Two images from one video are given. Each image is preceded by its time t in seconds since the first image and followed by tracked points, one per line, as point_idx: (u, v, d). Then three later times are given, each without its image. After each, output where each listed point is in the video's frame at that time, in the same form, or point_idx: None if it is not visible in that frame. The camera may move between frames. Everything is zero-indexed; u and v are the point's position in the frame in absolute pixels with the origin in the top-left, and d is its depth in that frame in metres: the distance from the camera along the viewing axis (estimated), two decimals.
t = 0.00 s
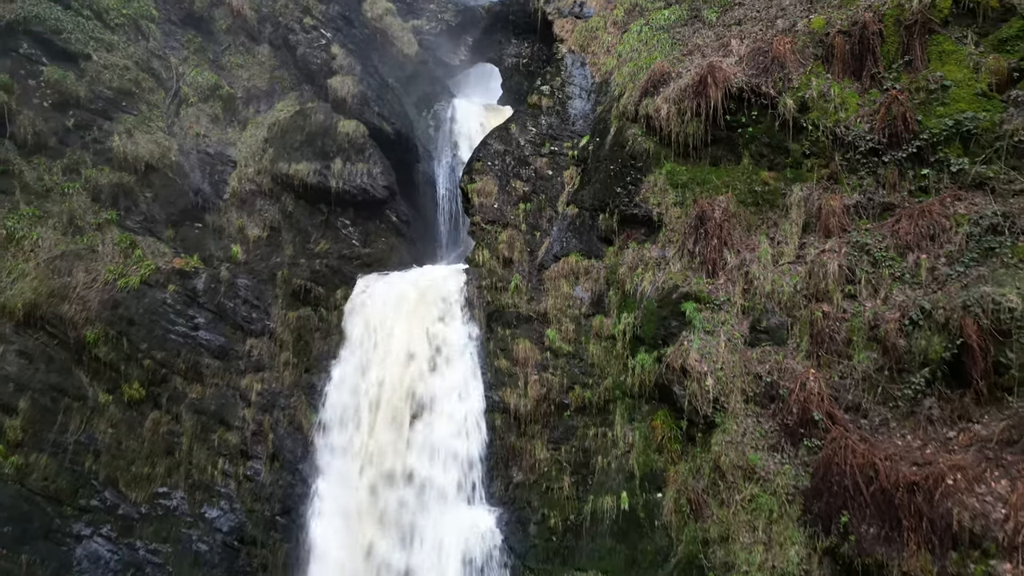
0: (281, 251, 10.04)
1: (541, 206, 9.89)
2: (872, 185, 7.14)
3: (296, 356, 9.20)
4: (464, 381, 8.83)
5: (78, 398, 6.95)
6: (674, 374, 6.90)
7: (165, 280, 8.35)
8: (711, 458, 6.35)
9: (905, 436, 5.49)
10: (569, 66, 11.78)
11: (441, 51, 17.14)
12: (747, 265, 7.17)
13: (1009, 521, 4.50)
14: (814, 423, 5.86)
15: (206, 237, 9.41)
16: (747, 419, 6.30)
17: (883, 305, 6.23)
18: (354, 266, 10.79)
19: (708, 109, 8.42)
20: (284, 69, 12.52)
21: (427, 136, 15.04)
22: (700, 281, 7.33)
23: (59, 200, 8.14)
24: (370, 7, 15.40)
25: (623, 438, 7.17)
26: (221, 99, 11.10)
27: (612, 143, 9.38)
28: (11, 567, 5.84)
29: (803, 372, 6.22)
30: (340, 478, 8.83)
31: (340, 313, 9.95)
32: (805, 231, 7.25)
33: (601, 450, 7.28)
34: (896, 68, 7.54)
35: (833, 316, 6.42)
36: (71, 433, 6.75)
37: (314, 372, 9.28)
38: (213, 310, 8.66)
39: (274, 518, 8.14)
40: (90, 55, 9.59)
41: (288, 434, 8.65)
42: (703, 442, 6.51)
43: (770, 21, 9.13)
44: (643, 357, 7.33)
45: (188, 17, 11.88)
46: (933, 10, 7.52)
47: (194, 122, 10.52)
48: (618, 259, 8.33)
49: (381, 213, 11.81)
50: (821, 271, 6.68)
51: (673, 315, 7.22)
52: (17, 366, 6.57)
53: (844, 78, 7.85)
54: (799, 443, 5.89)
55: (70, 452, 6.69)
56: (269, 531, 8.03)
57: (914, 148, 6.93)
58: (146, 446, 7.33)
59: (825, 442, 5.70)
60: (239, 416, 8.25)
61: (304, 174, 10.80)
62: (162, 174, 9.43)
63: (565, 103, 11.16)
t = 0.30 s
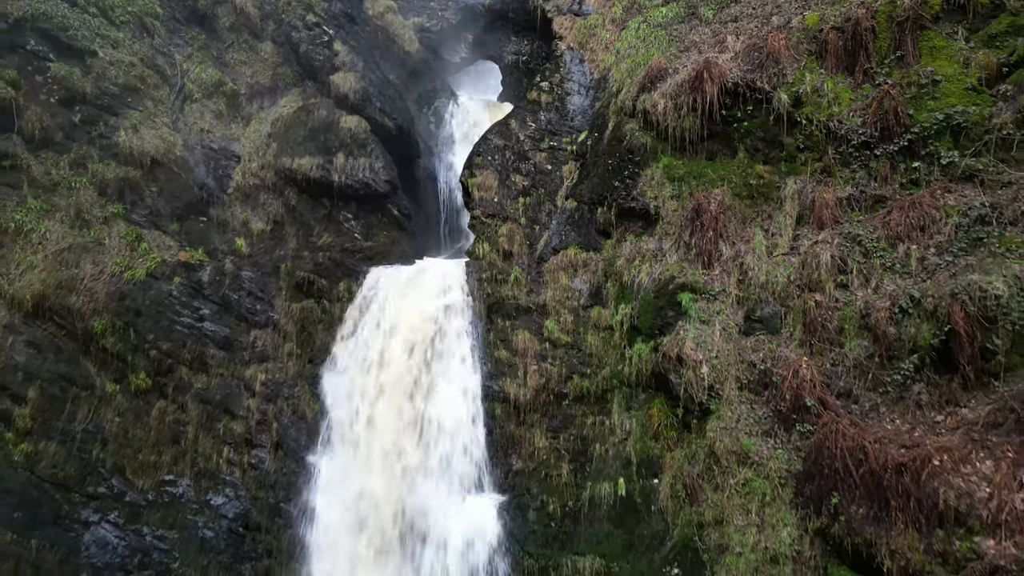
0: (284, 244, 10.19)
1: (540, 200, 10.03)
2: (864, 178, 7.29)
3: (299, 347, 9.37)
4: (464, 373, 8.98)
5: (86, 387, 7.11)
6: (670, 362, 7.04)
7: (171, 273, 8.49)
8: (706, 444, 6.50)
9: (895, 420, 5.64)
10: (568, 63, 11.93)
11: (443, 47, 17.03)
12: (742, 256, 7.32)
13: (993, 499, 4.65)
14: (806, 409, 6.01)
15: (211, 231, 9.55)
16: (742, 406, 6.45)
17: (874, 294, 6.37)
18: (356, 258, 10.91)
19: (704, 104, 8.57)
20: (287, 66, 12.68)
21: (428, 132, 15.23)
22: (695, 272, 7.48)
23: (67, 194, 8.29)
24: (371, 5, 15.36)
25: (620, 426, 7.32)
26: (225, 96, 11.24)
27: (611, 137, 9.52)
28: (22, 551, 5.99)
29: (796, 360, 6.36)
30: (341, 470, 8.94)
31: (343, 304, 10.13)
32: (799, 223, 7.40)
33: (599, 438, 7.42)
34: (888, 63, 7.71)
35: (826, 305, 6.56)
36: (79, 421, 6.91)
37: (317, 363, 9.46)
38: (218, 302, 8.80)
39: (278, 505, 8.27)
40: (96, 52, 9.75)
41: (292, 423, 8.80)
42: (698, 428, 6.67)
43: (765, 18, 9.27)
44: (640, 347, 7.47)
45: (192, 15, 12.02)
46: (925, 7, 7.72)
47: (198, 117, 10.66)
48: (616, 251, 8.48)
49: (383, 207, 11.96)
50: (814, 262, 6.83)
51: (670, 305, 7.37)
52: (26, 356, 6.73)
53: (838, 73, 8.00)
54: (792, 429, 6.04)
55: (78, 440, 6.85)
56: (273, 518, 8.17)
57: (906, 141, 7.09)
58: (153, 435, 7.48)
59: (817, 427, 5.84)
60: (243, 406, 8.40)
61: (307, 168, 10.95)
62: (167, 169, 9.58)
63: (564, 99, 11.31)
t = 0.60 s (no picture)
0: (287, 237, 10.33)
1: (539, 193, 10.20)
2: (858, 170, 7.44)
3: (303, 337, 9.50)
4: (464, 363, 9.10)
5: (94, 376, 7.26)
6: (667, 351, 7.19)
7: (176, 265, 8.63)
8: (702, 429, 6.65)
9: (885, 405, 5.79)
10: (568, 59, 12.08)
11: (444, 46, 17.17)
12: (737, 247, 7.47)
13: (979, 478, 4.79)
14: (799, 395, 6.15)
15: (215, 224, 9.69)
16: (737, 392, 6.60)
17: (866, 283, 6.51)
18: (359, 251, 11.04)
19: (701, 98, 8.72)
20: (290, 62, 12.84)
21: (428, 128, 15.34)
22: (692, 263, 7.61)
23: (73, 187, 8.44)
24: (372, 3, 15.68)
25: (618, 414, 7.45)
26: (228, 92, 11.39)
27: (609, 131, 9.66)
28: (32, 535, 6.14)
29: (790, 347, 6.50)
30: (342, 459, 9.04)
31: (346, 295, 10.28)
32: (793, 214, 7.54)
33: (597, 426, 7.56)
34: (881, 58, 7.88)
35: (819, 294, 6.70)
36: (87, 410, 7.06)
37: (321, 354, 9.59)
38: (223, 294, 8.94)
39: (282, 491, 8.41)
40: (102, 48, 9.87)
41: (296, 412, 8.94)
42: (695, 414, 6.81)
43: (761, 14, 9.41)
44: (638, 337, 7.61)
45: (196, 12, 12.16)
46: (916, 3, 7.90)
47: (202, 113, 10.81)
48: (614, 243, 8.62)
49: (384, 201, 12.07)
50: (808, 252, 6.97)
51: (667, 295, 7.51)
52: (35, 346, 6.87)
53: (831, 68, 8.18)
54: (785, 414, 6.19)
55: (86, 428, 7.00)
56: (277, 504, 8.32)
57: (898, 134, 7.24)
58: (159, 423, 7.62)
59: (809, 412, 5.99)
60: (248, 395, 8.55)
61: (310, 162, 11.08)
62: (172, 163, 9.72)
63: (563, 95, 11.45)
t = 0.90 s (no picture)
0: (291, 230, 10.46)
1: (539, 187, 10.32)
2: (852, 163, 7.58)
3: (307, 328, 9.62)
4: (468, 353, 9.27)
5: (101, 365, 7.42)
6: (665, 340, 7.33)
7: (182, 257, 8.79)
8: (699, 416, 6.78)
9: (877, 390, 5.94)
10: (568, 55, 12.23)
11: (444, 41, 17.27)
12: (734, 238, 7.60)
13: (967, 459, 4.96)
14: (794, 381, 6.28)
15: (220, 217, 9.82)
16: (733, 379, 6.73)
17: (860, 272, 6.65)
18: (362, 243, 11.19)
19: (699, 92, 8.86)
20: (294, 58, 12.98)
21: (430, 123, 15.48)
22: (690, 254, 7.76)
23: (80, 181, 8.60)
24: None
25: (617, 402, 7.59)
26: (233, 87, 11.52)
27: (608, 126, 9.80)
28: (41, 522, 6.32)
29: (785, 335, 6.64)
30: (345, 448, 9.09)
31: (349, 287, 10.37)
32: (789, 206, 7.69)
33: (597, 414, 7.70)
34: (875, 52, 8.03)
35: (814, 284, 6.84)
36: (95, 399, 7.23)
37: (324, 344, 9.68)
38: (228, 285, 9.08)
39: (287, 479, 8.54)
40: (108, 43, 10.02)
41: (300, 401, 9.06)
42: (692, 401, 6.94)
43: (758, 10, 9.56)
44: (637, 327, 7.75)
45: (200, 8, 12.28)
46: None
47: (207, 108, 10.93)
48: (613, 236, 8.77)
49: (387, 194, 12.24)
50: (803, 242, 7.11)
51: (665, 285, 7.65)
52: (44, 336, 7.06)
53: (827, 63, 8.31)
54: (781, 400, 6.32)
55: (94, 416, 7.15)
56: (282, 492, 8.44)
57: (892, 127, 7.39)
58: (166, 412, 7.77)
59: (804, 398, 6.12)
60: (253, 385, 8.69)
61: (314, 157, 11.24)
62: (177, 157, 9.87)
63: (563, 90, 11.58)
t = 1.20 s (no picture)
0: (296, 224, 10.59)
1: (540, 181, 10.46)
2: (848, 156, 7.73)
3: (311, 320, 9.76)
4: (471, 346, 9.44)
5: (109, 355, 7.57)
6: (663, 329, 7.47)
7: (188, 250, 8.93)
8: (697, 403, 6.91)
9: (871, 376, 6.08)
10: (568, 51, 12.37)
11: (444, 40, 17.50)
12: (732, 230, 7.73)
13: (957, 440, 5.08)
14: (790, 369, 6.42)
15: (225, 211, 9.96)
16: (730, 367, 6.87)
17: (854, 262, 6.79)
18: (365, 237, 11.33)
19: (697, 87, 8.99)
20: (298, 55, 13.13)
21: (432, 119, 15.64)
22: (688, 246, 7.90)
23: (88, 174, 8.74)
24: None
25: (616, 391, 7.73)
26: (237, 83, 11.66)
27: (608, 120, 9.94)
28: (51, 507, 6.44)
29: (781, 324, 6.77)
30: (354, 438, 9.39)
31: (353, 279, 10.53)
32: (786, 199, 7.83)
33: (596, 403, 7.84)
34: (870, 48, 8.20)
35: (810, 274, 6.97)
36: (104, 387, 7.38)
37: (329, 335, 9.85)
38: (233, 278, 9.21)
39: (292, 467, 8.68)
40: (114, 39, 10.19)
41: (304, 391, 9.20)
42: (690, 389, 7.08)
43: (755, 6, 9.71)
44: (636, 317, 7.88)
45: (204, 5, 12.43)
46: None
47: (211, 104, 11.07)
48: (613, 229, 8.91)
49: (389, 188, 12.36)
50: (799, 234, 7.25)
51: (663, 276, 7.79)
52: (53, 326, 7.19)
53: (823, 58, 8.49)
54: (777, 387, 6.46)
55: (103, 405, 7.30)
56: (287, 480, 8.58)
57: (886, 121, 7.54)
58: (173, 401, 7.91)
59: (799, 385, 6.25)
60: (258, 375, 8.82)
61: (317, 151, 11.39)
62: (183, 152, 10.01)
63: (563, 86, 11.72)
